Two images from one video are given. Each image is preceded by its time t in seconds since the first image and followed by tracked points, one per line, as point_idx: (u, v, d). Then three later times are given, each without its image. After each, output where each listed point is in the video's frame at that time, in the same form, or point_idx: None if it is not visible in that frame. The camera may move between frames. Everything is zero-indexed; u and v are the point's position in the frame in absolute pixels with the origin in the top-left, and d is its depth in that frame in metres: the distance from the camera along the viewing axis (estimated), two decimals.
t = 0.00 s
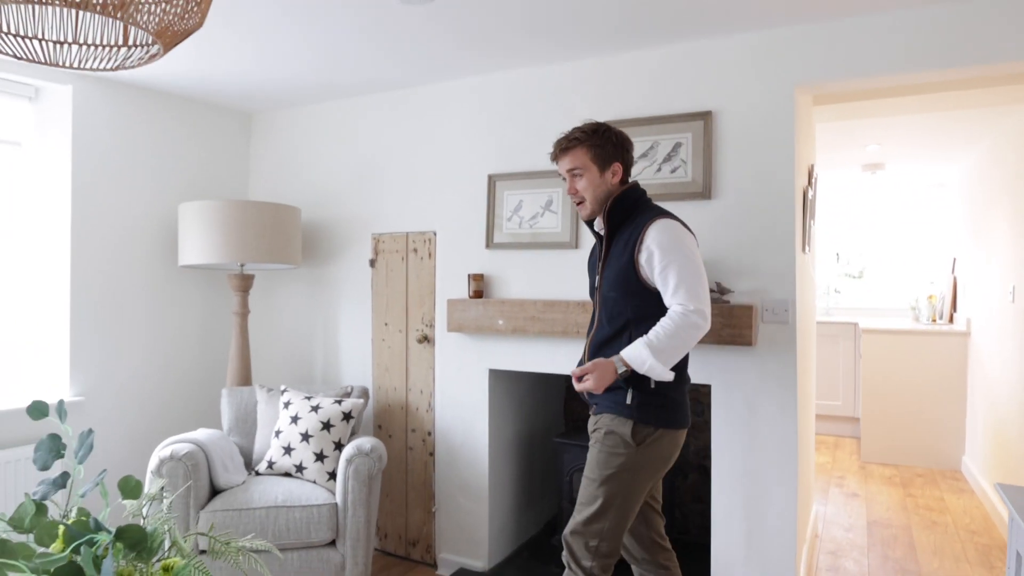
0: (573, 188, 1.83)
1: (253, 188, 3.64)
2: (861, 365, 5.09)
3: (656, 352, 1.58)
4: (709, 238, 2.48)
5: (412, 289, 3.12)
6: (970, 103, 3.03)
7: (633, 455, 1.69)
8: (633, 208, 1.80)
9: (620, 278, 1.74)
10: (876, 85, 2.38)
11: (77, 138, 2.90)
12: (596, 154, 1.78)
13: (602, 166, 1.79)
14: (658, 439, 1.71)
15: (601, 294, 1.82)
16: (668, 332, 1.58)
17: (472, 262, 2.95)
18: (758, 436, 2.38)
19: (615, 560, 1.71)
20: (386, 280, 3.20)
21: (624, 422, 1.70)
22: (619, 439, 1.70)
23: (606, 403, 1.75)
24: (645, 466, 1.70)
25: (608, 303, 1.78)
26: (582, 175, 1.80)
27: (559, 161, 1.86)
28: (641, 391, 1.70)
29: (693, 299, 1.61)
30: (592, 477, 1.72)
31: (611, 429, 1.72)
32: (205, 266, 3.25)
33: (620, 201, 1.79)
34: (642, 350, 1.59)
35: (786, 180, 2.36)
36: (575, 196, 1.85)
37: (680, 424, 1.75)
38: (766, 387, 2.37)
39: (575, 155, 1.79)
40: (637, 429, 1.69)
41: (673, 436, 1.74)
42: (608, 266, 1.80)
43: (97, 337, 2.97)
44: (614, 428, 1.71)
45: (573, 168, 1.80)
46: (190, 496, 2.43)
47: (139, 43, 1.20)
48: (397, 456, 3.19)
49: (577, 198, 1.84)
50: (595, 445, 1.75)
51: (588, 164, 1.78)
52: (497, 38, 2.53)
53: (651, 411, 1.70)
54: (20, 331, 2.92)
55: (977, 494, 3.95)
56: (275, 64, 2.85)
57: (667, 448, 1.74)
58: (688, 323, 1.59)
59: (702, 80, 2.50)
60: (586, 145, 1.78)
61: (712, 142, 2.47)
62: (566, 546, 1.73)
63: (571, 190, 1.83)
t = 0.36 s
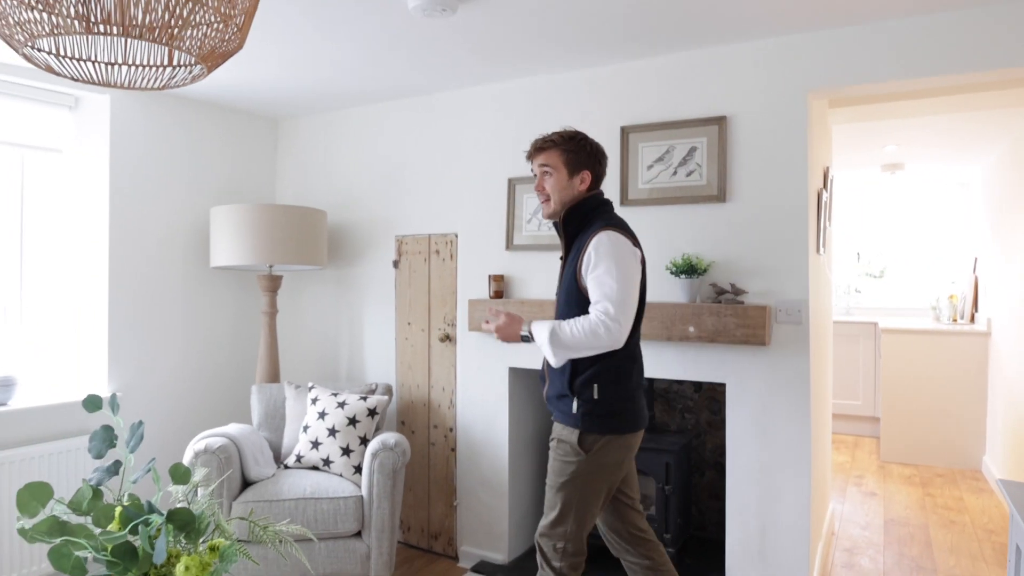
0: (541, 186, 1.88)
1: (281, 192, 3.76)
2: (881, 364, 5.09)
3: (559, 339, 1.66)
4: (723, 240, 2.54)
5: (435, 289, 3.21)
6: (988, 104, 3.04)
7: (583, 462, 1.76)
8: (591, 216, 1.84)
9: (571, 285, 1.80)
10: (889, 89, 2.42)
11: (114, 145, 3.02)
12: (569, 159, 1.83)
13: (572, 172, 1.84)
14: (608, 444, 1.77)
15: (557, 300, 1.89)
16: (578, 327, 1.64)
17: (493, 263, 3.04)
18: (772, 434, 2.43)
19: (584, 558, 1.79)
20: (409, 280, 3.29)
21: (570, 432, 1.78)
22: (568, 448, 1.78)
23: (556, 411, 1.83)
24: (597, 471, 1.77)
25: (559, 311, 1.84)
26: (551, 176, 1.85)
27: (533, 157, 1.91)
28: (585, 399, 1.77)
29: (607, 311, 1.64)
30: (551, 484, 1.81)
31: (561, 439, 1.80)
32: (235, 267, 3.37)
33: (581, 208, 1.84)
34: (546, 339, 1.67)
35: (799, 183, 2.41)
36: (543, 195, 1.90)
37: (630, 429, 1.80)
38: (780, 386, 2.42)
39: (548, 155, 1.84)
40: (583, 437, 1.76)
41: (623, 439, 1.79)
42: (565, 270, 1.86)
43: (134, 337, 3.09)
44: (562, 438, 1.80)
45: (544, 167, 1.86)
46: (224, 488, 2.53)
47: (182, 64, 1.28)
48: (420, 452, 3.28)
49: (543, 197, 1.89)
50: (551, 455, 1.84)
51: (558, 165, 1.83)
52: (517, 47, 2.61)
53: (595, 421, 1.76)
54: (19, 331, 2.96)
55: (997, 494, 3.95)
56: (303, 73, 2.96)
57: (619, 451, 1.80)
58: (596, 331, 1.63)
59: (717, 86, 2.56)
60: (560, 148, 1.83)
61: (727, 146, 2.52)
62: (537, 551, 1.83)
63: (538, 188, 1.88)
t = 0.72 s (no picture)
0: (515, 178, 1.90)
1: (324, 196, 3.88)
2: (928, 366, 4.98)
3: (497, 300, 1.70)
4: (756, 242, 2.54)
5: (471, 290, 3.28)
6: None
7: (553, 454, 1.81)
8: (563, 212, 1.87)
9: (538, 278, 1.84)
10: (926, 88, 2.39)
11: (167, 153, 3.17)
12: (544, 152, 1.86)
13: (546, 165, 1.87)
14: (578, 432, 1.83)
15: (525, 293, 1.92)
16: (517, 298, 1.68)
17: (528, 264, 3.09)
18: (805, 435, 2.43)
19: (570, 546, 1.84)
20: (446, 281, 3.37)
21: (537, 426, 1.83)
22: (539, 442, 1.83)
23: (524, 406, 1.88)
24: (570, 460, 1.83)
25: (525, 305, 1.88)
26: (527, 168, 1.87)
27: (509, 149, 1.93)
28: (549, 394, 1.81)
29: (546, 299, 1.67)
30: (527, 479, 1.86)
31: (530, 434, 1.85)
32: (280, 268, 3.50)
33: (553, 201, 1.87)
34: (484, 302, 1.72)
35: (833, 184, 2.40)
36: (517, 185, 1.92)
37: (597, 418, 1.86)
38: (814, 387, 2.41)
39: (525, 147, 1.86)
40: (551, 429, 1.82)
41: (589, 429, 1.85)
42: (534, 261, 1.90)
43: (185, 336, 3.24)
44: (532, 433, 1.85)
45: (521, 159, 1.88)
46: (269, 480, 2.63)
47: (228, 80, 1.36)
48: (457, 448, 3.35)
49: (517, 187, 1.91)
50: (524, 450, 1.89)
51: (534, 158, 1.86)
52: (550, 53, 2.66)
53: (561, 413, 1.80)
54: (78, 331, 3.13)
55: None
56: (343, 82, 3.06)
57: (587, 440, 1.86)
58: (529, 313, 1.67)
59: (749, 88, 2.56)
60: (537, 140, 1.85)
61: (760, 148, 2.53)
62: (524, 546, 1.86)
63: (512, 180, 1.90)
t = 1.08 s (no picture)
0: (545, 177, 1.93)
1: (385, 198, 4.01)
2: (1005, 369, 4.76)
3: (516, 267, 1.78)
4: (813, 240, 2.51)
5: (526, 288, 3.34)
6: None
7: (590, 446, 1.85)
8: (595, 211, 1.91)
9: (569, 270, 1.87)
10: (992, 81, 2.32)
11: (239, 159, 3.35)
12: (575, 153, 1.89)
13: (577, 165, 1.90)
14: (611, 424, 1.87)
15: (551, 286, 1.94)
16: (535, 269, 1.75)
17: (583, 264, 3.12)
18: (864, 436, 2.39)
19: (610, 536, 1.88)
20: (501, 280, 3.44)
21: (573, 421, 1.84)
22: (579, 436, 1.85)
23: (553, 399, 1.89)
24: (604, 452, 1.87)
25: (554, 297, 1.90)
26: (558, 167, 1.90)
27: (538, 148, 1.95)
28: (584, 387, 1.84)
29: (562, 273, 1.72)
30: (561, 473, 1.87)
31: (565, 429, 1.86)
32: (343, 268, 3.64)
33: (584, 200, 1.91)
34: (504, 264, 1.81)
35: (893, 181, 2.35)
36: (546, 184, 1.95)
37: (627, 410, 1.92)
38: (873, 387, 2.37)
39: (556, 146, 1.89)
40: (587, 423, 1.85)
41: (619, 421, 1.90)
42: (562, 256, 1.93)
43: (255, 332, 3.41)
44: (567, 427, 1.86)
45: (552, 159, 1.90)
46: (332, 469, 2.75)
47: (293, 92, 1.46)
48: (512, 444, 3.42)
49: (547, 185, 1.93)
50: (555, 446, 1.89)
51: (565, 157, 1.88)
52: (603, 55, 2.69)
53: (596, 406, 1.84)
54: (158, 327, 3.34)
55: None
56: (402, 87, 3.16)
57: (617, 432, 1.90)
58: (542, 281, 1.73)
59: (805, 84, 2.53)
60: (568, 139, 1.88)
61: (817, 145, 2.50)
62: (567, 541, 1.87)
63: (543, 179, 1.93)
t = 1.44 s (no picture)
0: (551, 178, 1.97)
1: (424, 196, 4.09)
2: None
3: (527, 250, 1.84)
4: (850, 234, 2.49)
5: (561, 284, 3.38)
6: None
7: (608, 427, 1.91)
8: (599, 211, 1.98)
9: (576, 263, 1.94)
10: None
11: (283, 159, 3.46)
12: (581, 156, 1.95)
13: (582, 168, 1.96)
14: (621, 408, 1.95)
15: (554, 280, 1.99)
16: (546, 253, 1.82)
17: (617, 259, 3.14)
18: (902, 431, 2.36)
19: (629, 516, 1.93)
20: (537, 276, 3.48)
21: (594, 403, 1.90)
22: (597, 419, 1.89)
23: (566, 387, 1.93)
24: (617, 433, 1.93)
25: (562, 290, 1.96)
26: (565, 168, 1.95)
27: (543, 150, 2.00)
28: (599, 373, 1.92)
29: (574, 257, 1.81)
30: (580, 457, 1.90)
31: (584, 412, 1.90)
32: (382, 264, 3.73)
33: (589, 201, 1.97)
34: (516, 247, 1.87)
35: (932, 174, 2.32)
36: (551, 184, 1.99)
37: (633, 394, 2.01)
38: (911, 382, 2.34)
39: (563, 149, 1.94)
40: (604, 405, 1.91)
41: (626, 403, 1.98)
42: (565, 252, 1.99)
43: (298, 326, 3.52)
44: (586, 410, 1.90)
45: (559, 160, 1.95)
46: (370, 458, 2.83)
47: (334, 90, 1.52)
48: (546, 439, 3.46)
49: (551, 186, 1.98)
50: (571, 430, 1.92)
51: (571, 159, 1.94)
52: (638, 51, 2.71)
53: (611, 389, 1.92)
54: (207, 321, 3.48)
55: None
56: (440, 87, 3.23)
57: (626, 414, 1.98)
58: (553, 264, 1.81)
59: (842, 77, 2.51)
60: (575, 143, 1.94)
61: (854, 138, 2.48)
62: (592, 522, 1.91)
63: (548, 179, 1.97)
